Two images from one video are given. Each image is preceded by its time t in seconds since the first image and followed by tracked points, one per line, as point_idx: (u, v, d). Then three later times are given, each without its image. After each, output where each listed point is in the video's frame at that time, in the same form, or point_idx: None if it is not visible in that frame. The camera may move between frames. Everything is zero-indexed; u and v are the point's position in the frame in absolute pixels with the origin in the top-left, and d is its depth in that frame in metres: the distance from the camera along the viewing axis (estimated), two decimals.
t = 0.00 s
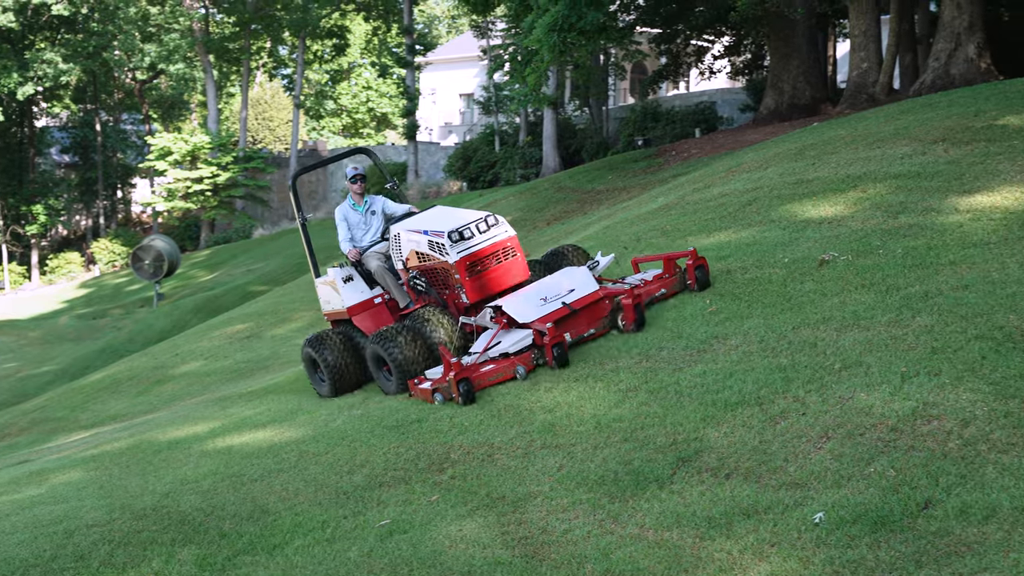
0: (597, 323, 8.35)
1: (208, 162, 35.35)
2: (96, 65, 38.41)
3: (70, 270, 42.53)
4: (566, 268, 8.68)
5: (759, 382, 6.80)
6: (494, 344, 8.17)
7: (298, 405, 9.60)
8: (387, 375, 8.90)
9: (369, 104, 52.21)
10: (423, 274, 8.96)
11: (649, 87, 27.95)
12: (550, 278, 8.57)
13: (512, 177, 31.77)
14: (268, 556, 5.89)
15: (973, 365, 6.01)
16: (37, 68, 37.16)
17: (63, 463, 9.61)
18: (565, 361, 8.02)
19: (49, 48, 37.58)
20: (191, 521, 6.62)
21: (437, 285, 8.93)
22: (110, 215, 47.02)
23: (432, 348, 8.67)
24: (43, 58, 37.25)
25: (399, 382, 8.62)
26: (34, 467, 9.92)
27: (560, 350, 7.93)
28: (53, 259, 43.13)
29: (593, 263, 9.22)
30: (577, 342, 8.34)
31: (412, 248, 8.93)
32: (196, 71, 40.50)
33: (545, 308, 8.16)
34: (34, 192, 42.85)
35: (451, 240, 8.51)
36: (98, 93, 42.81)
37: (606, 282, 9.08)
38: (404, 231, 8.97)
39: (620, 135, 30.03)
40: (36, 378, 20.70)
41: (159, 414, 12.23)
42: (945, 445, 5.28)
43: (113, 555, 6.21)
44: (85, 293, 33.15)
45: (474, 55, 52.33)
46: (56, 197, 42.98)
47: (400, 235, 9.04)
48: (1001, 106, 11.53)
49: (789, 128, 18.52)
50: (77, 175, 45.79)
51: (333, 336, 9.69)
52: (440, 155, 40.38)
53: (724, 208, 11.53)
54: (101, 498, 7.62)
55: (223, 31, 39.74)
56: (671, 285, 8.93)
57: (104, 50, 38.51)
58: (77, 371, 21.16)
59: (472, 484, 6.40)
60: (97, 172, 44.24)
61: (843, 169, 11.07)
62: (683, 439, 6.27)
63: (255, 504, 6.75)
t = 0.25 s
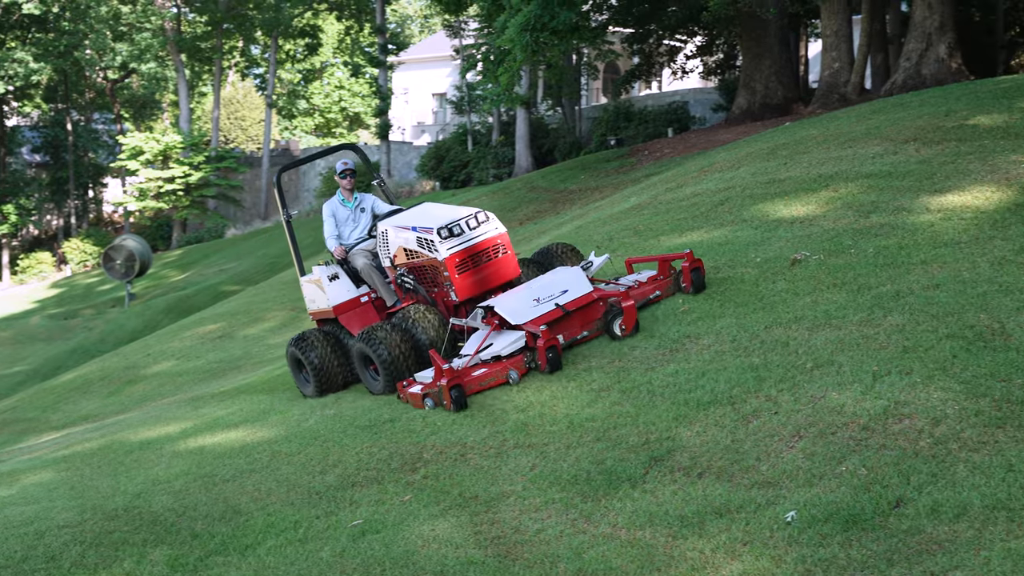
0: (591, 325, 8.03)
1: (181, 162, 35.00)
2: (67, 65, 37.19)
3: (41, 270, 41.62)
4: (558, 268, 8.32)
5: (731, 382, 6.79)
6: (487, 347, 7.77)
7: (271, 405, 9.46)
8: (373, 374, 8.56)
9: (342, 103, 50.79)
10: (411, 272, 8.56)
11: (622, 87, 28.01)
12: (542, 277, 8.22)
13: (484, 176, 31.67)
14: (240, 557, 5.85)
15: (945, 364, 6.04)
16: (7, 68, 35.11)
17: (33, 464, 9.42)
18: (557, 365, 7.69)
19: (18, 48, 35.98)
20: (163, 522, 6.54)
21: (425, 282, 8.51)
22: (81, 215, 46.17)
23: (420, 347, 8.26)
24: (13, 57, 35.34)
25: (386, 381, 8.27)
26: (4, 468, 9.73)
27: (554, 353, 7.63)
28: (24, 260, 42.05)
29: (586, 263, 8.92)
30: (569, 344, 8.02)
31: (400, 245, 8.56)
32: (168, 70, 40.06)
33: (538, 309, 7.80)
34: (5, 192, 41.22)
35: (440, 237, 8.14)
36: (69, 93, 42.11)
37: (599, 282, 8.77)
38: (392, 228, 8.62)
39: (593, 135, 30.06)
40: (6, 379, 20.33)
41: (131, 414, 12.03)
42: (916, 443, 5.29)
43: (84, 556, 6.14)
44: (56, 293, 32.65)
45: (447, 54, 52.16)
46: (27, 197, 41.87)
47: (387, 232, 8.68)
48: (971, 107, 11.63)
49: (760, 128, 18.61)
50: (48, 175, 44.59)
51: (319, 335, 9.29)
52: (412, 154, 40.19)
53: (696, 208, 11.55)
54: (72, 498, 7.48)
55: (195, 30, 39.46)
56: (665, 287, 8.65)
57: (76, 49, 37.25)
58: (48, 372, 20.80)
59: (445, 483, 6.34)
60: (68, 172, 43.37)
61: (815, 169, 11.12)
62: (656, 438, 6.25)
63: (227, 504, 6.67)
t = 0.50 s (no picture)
0: (583, 328, 7.76)
1: (148, 161, 34.56)
2: (33, 63, 37.05)
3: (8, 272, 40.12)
4: (549, 269, 8.08)
5: (699, 380, 6.78)
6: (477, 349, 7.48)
7: (239, 404, 9.32)
8: (358, 373, 8.25)
9: (310, 103, 49.87)
10: (397, 269, 8.32)
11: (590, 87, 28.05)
12: (531, 278, 7.99)
13: (453, 176, 31.53)
14: (209, 556, 5.77)
15: (912, 363, 6.08)
16: None
17: None
18: (550, 369, 7.43)
19: None
20: (131, 521, 6.44)
21: (411, 281, 8.27)
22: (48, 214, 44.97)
23: (407, 347, 7.99)
24: None
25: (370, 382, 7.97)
26: None
27: (546, 357, 7.35)
28: None
29: (577, 263, 8.68)
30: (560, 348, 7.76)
31: (386, 241, 8.35)
32: (136, 68, 39.46)
33: (530, 311, 7.54)
34: None
35: (428, 233, 7.94)
36: (36, 91, 41.14)
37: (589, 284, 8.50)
38: (378, 224, 8.42)
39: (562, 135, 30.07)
40: None
41: (98, 415, 11.79)
42: (884, 442, 5.30)
43: (51, 557, 6.05)
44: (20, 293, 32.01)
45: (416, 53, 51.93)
46: None
47: (373, 228, 8.48)
48: (938, 107, 11.74)
49: (728, 128, 18.72)
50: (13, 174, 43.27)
51: (300, 335, 8.91)
52: (381, 153, 39.93)
53: (666, 207, 11.56)
54: (37, 499, 7.32)
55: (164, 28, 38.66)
56: (658, 289, 8.35)
57: (42, 48, 37.01)
58: (12, 373, 20.37)
59: (414, 483, 6.27)
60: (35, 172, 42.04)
61: (784, 168, 11.18)
62: (625, 437, 6.22)
63: (196, 504, 6.57)
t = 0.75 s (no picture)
0: (578, 330, 7.49)
1: (119, 159, 34.08)
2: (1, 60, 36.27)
3: None
4: (545, 269, 7.76)
5: (671, 378, 6.76)
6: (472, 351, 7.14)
7: (210, 402, 9.18)
8: (347, 373, 7.85)
9: (281, 101, 49.29)
10: (387, 266, 7.91)
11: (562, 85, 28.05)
12: (527, 278, 7.65)
13: (425, 174, 31.37)
14: (180, 555, 5.69)
15: (882, 360, 6.10)
16: None
17: None
18: (546, 374, 7.11)
19: None
20: (101, 521, 6.34)
21: (402, 278, 7.85)
22: (16, 213, 44.08)
23: (398, 346, 7.55)
24: None
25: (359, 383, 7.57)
26: None
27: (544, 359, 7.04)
28: None
29: (573, 265, 8.42)
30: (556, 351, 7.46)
31: (376, 237, 7.93)
32: (105, 65, 38.83)
33: (526, 313, 7.21)
34: None
35: (420, 229, 7.53)
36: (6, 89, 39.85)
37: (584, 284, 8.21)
38: (367, 219, 7.99)
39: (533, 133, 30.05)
40: None
41: (67, 414, 11.58)
42: (854, 439, 5.31)
43: (20, 557, 5.97)
44: None
45: (387, 51, 51.65)
46: None
47: (362, 223, 8.04)
48: (908, 105, 11.81)
49: (699, 126, 18.79)
50: None
51: (287, 333, 8.57)
52: (353, 151, 39.66)
53: (637, 205, 11.57)
54: (4, 499, 7.18)
55: (134, 25, 38.01)
56: (654, 290, 8.06)
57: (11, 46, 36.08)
58: None
59: (385, 481, 6.21)
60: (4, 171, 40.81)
61: (755, 166, 11.21)
62: (596, 435, 6.19)
63: (166, 503, 6.47)
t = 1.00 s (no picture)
0: (579, 334, 7.24)
1: (92, 158, 33.65)
2: None
3: None
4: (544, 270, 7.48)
5: (645, 377, 6.74)
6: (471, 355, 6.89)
7: (184, 401, 9.05)
8: (339, 375, 7.55)
9: (256, 99, 49.00)
10: (381, 265, 7.58)
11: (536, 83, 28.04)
12: (527, 280, 7.35)
13: (400, 172, 31.22)
14: (154, 554, 5.61)
15: (856, 359, 6.13)
16: None
17: None
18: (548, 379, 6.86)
19: None
20: (74, 521, 6.24)
21: (397, 277, 7.54)
22: None
23: (393, 348, 7.28)
24: None
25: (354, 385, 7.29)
26: None
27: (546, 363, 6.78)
28: None
29: (572, 265, 8.09)
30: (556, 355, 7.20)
31: (370, 234, 7.59)
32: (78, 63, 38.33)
33: (526, 316, 6.95)
34: None
35: (416, 229, 7.18)
36: None
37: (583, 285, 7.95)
38: (361, 216, 7.65)
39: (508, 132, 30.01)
40: None
41: (41, 414, 11.37)
42: (828, 437, 5.33)
43: None
44: None
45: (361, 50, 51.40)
46: None
47: (356, 220, 7.71)
48: (881, 105, 11.91)
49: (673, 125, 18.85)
50: None
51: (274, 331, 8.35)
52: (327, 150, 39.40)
53: (612, 203, 11.57)
54: None
55: (107, 23, 37.55)
56: (655, 293, 7.80)
57: None
58: None
59: (360, 480, 6.14)
60: None
61: (729, 165, 11.25)
62: (570, 433, 6.16)
63: (140, 502, 6.38)
